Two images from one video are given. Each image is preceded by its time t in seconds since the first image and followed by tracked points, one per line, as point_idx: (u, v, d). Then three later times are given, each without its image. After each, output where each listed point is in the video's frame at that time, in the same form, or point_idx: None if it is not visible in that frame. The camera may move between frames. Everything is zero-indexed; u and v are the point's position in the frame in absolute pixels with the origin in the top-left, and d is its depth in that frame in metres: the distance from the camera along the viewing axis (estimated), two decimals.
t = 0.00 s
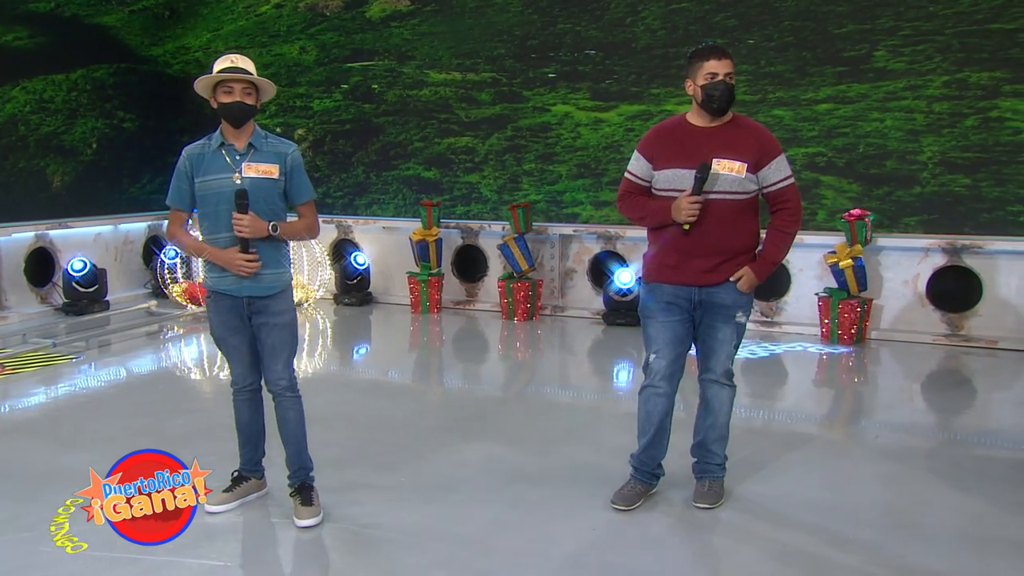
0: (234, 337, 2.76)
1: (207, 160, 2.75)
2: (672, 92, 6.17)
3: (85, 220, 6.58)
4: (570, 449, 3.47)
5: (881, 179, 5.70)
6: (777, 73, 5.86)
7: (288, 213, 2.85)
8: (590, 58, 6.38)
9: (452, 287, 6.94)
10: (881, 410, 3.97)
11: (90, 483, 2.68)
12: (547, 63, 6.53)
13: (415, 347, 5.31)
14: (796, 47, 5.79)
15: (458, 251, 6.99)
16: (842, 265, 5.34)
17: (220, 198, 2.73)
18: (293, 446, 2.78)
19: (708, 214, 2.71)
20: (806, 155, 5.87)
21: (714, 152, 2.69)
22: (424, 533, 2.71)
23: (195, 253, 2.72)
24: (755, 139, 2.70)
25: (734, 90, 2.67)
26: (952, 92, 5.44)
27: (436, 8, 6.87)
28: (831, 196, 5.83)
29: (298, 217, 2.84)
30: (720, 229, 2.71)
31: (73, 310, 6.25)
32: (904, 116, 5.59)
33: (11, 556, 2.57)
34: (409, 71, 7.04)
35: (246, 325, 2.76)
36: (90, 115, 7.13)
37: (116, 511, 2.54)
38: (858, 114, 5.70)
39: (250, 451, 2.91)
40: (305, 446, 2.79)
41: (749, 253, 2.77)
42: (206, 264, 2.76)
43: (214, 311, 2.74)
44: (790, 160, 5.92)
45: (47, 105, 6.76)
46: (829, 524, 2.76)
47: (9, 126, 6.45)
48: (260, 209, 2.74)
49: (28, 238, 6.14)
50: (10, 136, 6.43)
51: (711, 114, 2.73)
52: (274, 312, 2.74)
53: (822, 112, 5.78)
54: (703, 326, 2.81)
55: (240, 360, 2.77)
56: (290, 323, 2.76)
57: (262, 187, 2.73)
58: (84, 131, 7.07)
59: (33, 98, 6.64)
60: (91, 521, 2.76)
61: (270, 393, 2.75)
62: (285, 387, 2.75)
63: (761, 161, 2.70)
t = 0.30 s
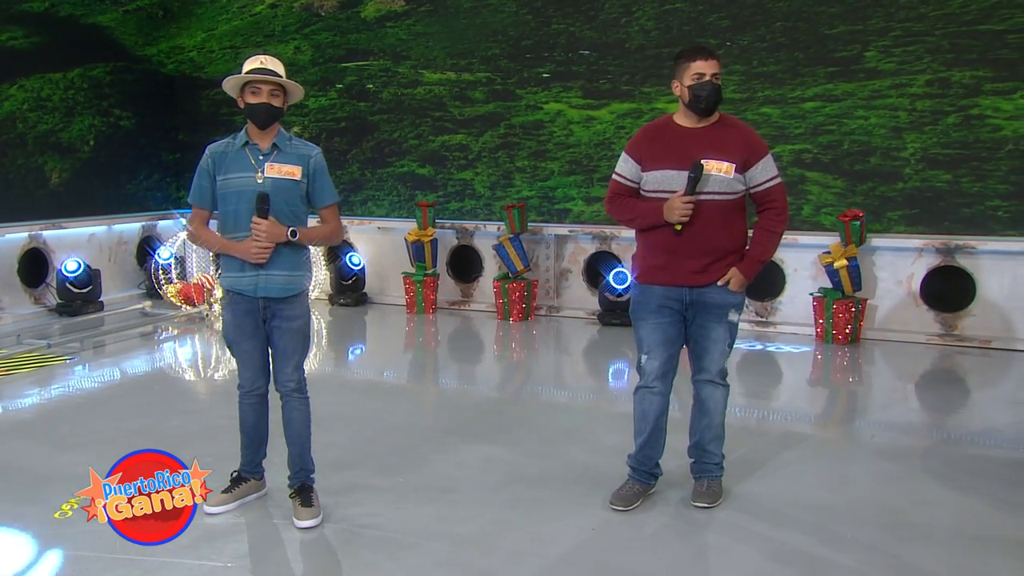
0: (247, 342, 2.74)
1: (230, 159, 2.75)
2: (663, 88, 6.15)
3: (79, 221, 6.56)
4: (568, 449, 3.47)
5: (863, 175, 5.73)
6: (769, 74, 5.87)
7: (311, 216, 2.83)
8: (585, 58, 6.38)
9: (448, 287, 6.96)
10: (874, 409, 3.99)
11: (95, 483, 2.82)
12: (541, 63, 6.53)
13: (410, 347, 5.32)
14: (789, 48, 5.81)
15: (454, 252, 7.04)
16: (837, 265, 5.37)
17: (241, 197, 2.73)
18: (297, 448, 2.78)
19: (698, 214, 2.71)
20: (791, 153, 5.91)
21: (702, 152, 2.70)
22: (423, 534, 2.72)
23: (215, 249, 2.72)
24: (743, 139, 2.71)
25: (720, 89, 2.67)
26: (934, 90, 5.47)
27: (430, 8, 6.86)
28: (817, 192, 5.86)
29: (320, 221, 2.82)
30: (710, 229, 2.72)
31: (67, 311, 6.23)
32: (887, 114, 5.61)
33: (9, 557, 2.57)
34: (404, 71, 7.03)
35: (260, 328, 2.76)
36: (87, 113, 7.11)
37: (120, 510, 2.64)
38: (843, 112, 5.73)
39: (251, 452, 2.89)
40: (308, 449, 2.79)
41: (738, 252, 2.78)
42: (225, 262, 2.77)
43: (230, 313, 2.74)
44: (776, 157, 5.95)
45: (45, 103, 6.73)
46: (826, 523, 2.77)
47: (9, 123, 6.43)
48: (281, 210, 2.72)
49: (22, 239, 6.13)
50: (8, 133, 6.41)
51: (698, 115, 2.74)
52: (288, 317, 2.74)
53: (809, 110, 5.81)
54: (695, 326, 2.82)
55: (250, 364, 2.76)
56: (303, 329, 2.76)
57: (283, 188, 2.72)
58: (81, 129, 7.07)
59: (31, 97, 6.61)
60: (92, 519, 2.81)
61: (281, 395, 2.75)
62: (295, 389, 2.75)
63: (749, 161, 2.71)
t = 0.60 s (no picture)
0: (251, 341, 2.74)
1: (245, 158, 2.77)
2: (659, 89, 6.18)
3: (74, 222, 6.55)
4: (566, 449, 3.47)
5: (849, 171, 5.75)
6: (762, 73, 5.88)
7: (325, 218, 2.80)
8: (580, 58, 6.38)
9: (443, 288, 6.95)
10: (869, 408, 4.00)
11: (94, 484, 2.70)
12: (536, 63, 6.53)
13: (406, 347, 5.33)
14: (782, 49, 5.82)
15: (449, 252, 7.03)
16: (832, 265, 5.39)
17: (253, 196, 2.74)
18: (299, 449, 2.78)
19: (678, 213, 2.73)
20: (777, 149, 5.92)
21: (681, 150, 2.72)
22: (424, 533, 2.72)
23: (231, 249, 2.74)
24: (720, 138, 2.74)
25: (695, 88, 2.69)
26: (919, 89, 5.50)
27: (426, 7, 6.86)
28: (803, 187, 5.87)
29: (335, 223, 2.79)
30: (690, 228, 2.73)
31: (62, 311, 6.21)
32: (873, 112, 5.64)
33: (10, 557, 2.56)
34: (399, 70, 7.03)
35: (265, 329, 2.76)
36: (85, 111, 7.10)
37: (120, 510, 2.52)
38: (831, 109, 5.75)
39: (252, 453, 2.89)
40: (311, 449, 2.79)
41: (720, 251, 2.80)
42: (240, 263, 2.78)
43: (237, 313, 2.75)
44: (764, 154, 5.96)
45: (45, 100, 6.71)
46: (826, 522, 2.79)
47: (10, 120, 6.42)
48: (290, 211, 2.72)
49: (16, 239, 6.11)
50: (8, 130, 6.40)
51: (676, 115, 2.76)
52: (294, 319, 2.73)
53: (797, 107, 5.83)
54: (679, 327, 2.82)
55: (255, 364, 2.75)
56: (308, 331, 2.74)
57: (293, 189, 2.71)
58: (80, 126, 7.06)
59: (30, 94, 6.59)
60: (91, 520, 2.74)
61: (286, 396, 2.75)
62: (299, 390, 2.75)
63: (727, 160, 2.74)
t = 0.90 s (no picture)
0: (255, 339, 2.75)
1: (253, 159, 2.79)
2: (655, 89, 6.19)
3: (70, 222, 6.54)
4: (564, 449, 3.48)
5: (837, 166, 5.78)
6: (756, 73, 5.90)
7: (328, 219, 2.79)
8: (575, 58, 6.39)
9: (441, 288, 6.95)
10: (866, 407, 4.02)
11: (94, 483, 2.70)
12: (533, 63, 6.53)
13: (404, 347, 5.33)
14: (777, 49, 5.83)
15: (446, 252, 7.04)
16: (829, 265, 5.42)
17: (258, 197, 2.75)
18: (302, 450, 2.78)
19: (660, 214, 2.73)
20: (766, 146, 5.94)
21: (664, 153, 2.73)
22: (425, 533, 2.72)
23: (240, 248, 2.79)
24: (701, 139, 2.75)
25: (673, 90, 2.71)
26: (904, 87, 5.54)
27: (423, 7, 6.86)
28: (792, 183, 5.89)
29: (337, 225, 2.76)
30: (673, 228, 2.73)
31: (59, 311, 6.20)
32: (861, 109, 5.66)
33: (11, 557, 2.56)
34: (396, 70, 7.03)
35: (269, 328, 2.76)
36: (84, 109, 7.12)
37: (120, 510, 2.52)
38: (819, 107, 5.77)
39: (257, 454, 2.88)
40: (313, 450, 2.79)
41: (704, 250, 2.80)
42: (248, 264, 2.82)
43: (243, 313, 2.77)
44: (754, 151, 5.98)
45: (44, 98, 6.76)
46: (825, 520, 2.80)
47: (10, 118, 6.46)
48: (290, 212, 2.72)
49: (12, 239, 6.09)
50: (9, 127, 6.44)
51: (656, 118, 2.78)
52: (296, 319, 2.72)
53: (785, 105, 5.85)
54: (665, 328, 2.80)
55: (259, 363, 2.76)
56: (311, 331, 2.73)
57: (294, 190, 2.71)
58: (80, 123, 7.08)
59: (30, 92, 6.63)
60: (92, 519, 2.76)
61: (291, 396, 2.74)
62: (303, 390, 2.74)
63: (709, 160, 2.76)
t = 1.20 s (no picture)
0: (260, 338, 2.77)
1: (260, 159, 2.80)
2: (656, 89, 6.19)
3: (72, 222, 6.54)
4: (567, 449, 3.48)
5: (831, 162, 5.78)
6: (756, 72, 5.90)
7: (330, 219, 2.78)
8: (576, 58, 6.40)
9: (442, 287, 6.95)
10: (867, 406, 4.02)
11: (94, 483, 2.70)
12: (534, 62, 6.54)
13: (405, 347, 5.33)
14: (778, 49, 5.83)
15: (448, 251, 7.04)
16: (831, 265, 5.42)
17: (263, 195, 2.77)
18: (307, 448, 2.79)
19: (657, 214, 2.73)
20: (761, 143, 5.95)
21: (661, 152, 2.74)
22: (430, 533, 2.73)
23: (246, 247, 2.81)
24: (698, 137, 2.75)
25: (666, 91, 2.72)
26: (899, 85, 5.54)
27: (425, 7, 6.87)
28: (787, 179, 5.90)
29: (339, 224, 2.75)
30: (670, 228, 2.73)
31: (61, 311, 6.21)
32: (856, 107, 5.67)
33: (17, 557, 2.56)
34: (397, 69, 7.04)
35: (273, 327, 2.77)
36: (89, 106, 7.13)
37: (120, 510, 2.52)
38: (812, 105, 5.79)
39: (264, 453, 2.89)
40: (318, 449, 2.79)
41: (704, 249, 2.78)
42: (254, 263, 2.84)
43: (249, 312, 2.78)
44: (750, 147, 5.98)
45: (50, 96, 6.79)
46: (829, 520, 2.80)
47: (15, 116, 6.48)
48: (293, 211, 2.72)
49: (14, 239, 6.09)
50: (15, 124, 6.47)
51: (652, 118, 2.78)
52: (299, 318, 2.72)
53: (782, 103, 5.86)
54: (664, 329, 2.80)
55: (264, 362, 2.78)
56: (312, 332, 2.72)
57: (298, 189, 2.72)
58: (82, 121, 7.08)
59: (37, 90, 6.65)
60: (92, 519, 2.75)
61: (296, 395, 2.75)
62: (307, 389, 2.75)
63: (706, 158, 2.74)
